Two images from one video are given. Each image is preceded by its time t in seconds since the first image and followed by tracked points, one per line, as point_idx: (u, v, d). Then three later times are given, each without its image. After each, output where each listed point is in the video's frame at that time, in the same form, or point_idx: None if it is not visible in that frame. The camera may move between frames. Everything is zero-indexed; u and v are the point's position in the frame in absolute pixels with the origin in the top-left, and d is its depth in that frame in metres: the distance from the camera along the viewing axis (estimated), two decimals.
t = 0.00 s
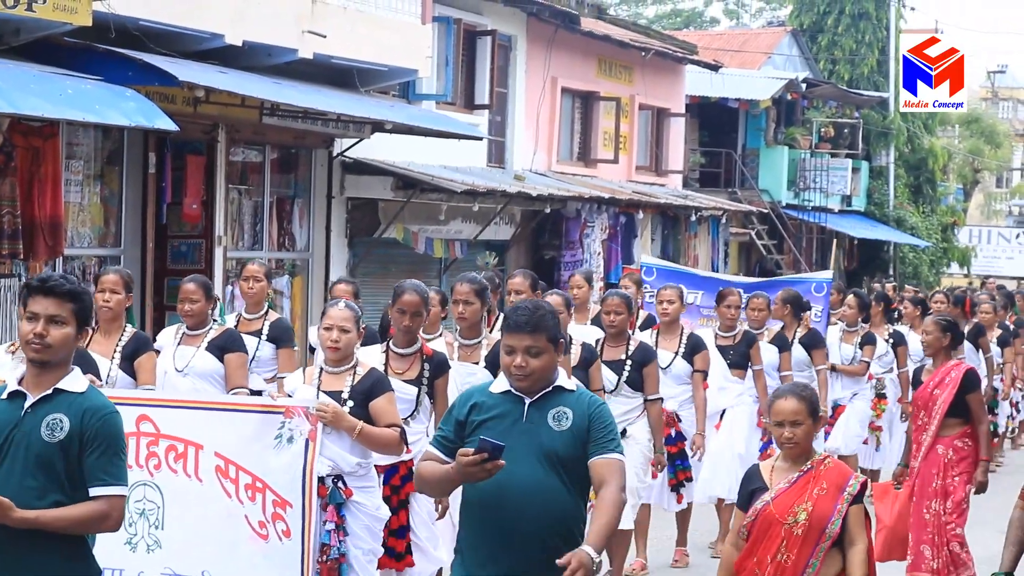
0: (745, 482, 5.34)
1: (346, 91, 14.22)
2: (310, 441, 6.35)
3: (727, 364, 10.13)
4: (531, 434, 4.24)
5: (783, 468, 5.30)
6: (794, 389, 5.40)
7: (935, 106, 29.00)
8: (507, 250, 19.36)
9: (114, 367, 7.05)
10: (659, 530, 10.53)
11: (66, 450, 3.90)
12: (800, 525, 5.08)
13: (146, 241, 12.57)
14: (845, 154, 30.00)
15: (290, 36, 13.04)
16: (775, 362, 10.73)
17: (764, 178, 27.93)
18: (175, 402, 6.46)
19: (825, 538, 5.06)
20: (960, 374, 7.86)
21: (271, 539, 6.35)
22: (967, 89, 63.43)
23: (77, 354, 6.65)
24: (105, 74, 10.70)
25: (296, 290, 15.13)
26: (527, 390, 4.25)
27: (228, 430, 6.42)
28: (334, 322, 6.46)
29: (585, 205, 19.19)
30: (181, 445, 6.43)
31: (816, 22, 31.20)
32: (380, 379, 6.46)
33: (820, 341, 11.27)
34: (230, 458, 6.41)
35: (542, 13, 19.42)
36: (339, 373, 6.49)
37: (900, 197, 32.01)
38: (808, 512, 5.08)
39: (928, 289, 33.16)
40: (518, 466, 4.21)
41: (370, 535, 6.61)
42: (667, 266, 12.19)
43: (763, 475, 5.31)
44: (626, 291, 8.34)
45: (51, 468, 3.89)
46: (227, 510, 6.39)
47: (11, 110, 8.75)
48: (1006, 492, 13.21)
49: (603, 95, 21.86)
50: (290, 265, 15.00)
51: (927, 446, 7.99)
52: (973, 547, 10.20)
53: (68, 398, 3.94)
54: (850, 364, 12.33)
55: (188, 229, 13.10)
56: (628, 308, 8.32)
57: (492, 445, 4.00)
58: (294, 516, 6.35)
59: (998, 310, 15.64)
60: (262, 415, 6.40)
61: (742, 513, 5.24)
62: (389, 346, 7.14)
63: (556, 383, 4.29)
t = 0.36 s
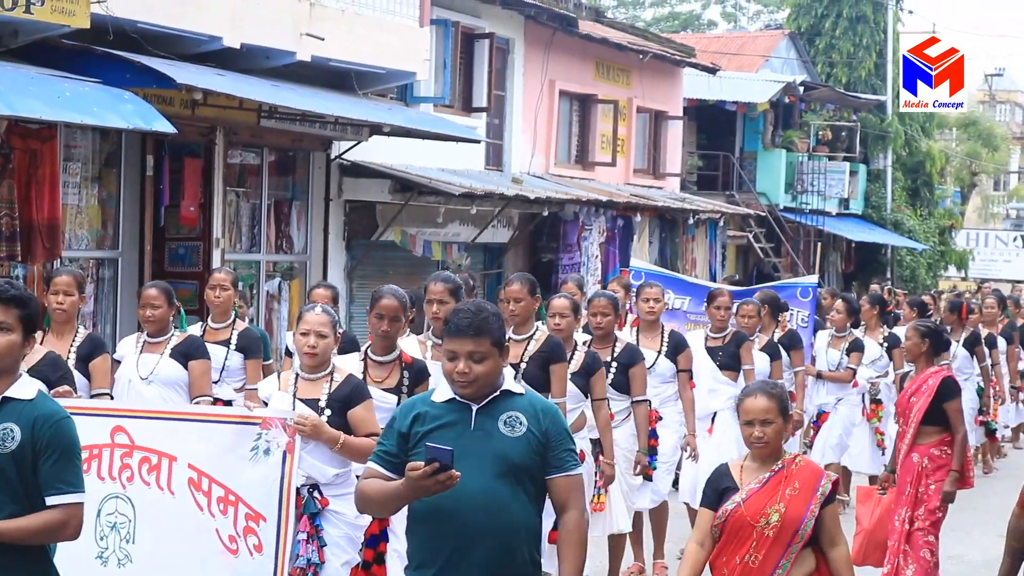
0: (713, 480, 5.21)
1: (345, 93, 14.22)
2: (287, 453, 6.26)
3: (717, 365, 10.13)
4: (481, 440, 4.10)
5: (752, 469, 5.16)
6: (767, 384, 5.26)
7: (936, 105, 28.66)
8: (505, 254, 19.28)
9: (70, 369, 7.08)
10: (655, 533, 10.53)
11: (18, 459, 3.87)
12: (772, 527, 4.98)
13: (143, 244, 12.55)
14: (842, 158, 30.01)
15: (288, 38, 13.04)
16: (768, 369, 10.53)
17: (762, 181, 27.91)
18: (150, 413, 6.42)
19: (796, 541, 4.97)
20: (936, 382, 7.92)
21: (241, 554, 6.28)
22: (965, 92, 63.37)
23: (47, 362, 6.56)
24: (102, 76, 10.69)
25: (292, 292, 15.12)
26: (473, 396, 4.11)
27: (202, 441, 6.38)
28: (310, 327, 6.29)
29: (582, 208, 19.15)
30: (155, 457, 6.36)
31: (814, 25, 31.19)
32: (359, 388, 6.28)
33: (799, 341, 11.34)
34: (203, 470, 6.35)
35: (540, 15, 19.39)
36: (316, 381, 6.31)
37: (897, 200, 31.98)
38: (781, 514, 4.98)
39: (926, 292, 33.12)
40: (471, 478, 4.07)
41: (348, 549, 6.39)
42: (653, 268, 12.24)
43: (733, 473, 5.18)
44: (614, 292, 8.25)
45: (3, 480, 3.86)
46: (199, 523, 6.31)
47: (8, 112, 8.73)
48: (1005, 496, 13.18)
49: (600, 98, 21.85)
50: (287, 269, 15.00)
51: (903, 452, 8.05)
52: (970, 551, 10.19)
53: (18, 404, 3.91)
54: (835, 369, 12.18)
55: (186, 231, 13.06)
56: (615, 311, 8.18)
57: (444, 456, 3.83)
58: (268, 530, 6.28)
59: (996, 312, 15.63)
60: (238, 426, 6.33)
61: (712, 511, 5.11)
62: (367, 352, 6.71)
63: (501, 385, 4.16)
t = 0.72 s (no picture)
0: (711, 492, 4.94)
1: (343, 96, 14.23)
2: (257, 460, 5.93)
3: (697, 371, 9.96)
4: (452, 471, 3.83)
5: (751, 479, 4.88)
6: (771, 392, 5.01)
7: (935, 106, 28.70)
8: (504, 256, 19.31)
9: (45, 376, 7.00)
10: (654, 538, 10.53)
11: None
12: (763, 541, 4.68)
13: (141, 247, 12.56)
14: (841, 161, 30.04)
15: (286, 41, 13.04)
16: (757, 373, 10.41)
17: (760, 184, 27.93)
18: (124, 418, 6.19)
19: (790, 556, 4.67)
20: (907, 386, 7.70)
21: (214, 562, 6.01)
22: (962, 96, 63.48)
23: (13, 362, 6.63)
24: (100, 80, 10.70)
25: (291, 295, 15.13)
26: (449, 422, 3.84)
27: (174, 446, 6.10)
28: (291, 336, 5.92)
29: (581, 211, 19.17)
30: (128, 463, 6.14)
31: (812, 28, 31.23)
32: (337, 397, 5.85)
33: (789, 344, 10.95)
34: (177, 477, 6.08)
35: (538, 18, 19.39)
36: (294, 390, 5.93)
37: (896, 203, 31.98)
38: (774, 527, 4.69)
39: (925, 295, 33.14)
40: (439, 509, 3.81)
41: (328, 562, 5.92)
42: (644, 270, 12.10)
43: (730, 484, 4.91)
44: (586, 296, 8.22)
45: None
46: (173, 530, 6.06)
47: (6, 116, 8.74)
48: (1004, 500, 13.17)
49: (599, 101, 21.87)
50: (286, 272, 15.02)
51: (880, 457, 7.82)
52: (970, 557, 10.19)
53: None
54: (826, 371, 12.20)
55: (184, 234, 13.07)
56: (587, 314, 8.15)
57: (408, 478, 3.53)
58: (239, 539, 5.99)
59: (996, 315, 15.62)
60: (209, 431, 6.04)
61: (705, 522, 4.85)
62: (355, 354, 6.44)
63: (479, 414, 3.90)
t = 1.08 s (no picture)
0: (705, 504, 4.88)
1: (342, 99, 14.23)
2: (228, 475, 5.80)
3: (679, 373, 9.81)
4: (404, 486, 3.61)
5: (745, 491, 4.79)
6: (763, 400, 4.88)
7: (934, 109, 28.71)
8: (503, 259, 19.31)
9: (31, 380, 6.85)
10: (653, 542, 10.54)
11: None
12: (756, 554, 4.59)
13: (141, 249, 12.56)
14: (840, 163, 30.04)
15: (286, 44, 13.05)
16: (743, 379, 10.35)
17: (758, 187, 28.01)
18: (93, 429, 5.94)
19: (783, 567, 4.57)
20: (873, 387, 7.56)
21: None
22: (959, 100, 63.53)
23: None
24: (99, 82, 10.71)
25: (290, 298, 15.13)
26: (399, 433, 3.63)
27: (144, 459, 5.88)
28: (256, 342, 5.91)
29: (579, 214, 19.19)
30: (98, 476, 5.87)
31: (811, 31, 31.25)
32: (309, 404, 5.82)
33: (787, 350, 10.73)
34: (148, 491, 5.86)
35: (536, 21, 19.39)
36: (264, 399, 5.88)
37: (894, 206, 31.96)
38: (766, 539, 4.59)
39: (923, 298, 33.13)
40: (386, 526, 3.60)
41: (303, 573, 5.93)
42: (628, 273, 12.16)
43: (722, 495, 4.84)
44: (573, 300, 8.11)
45: None
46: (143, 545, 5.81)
47: (5, 118, 8.74)
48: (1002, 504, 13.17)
49: (598, 104, 21.88)
50: (285, 275, 15.02)
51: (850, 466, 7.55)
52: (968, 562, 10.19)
53: None
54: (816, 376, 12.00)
55: (183, 237, 13.11)
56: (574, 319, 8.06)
57: (349, 500, 3.37)
58: (207, 556, 5.80)
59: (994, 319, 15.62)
60: (179, 445, 5.85)
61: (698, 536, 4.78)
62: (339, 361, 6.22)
63: (437, 423, 3.67)
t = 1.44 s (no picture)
0: (660, 510, 4.64)
1: (340, 97, 14.24)
2: (184, 468, 5.37)
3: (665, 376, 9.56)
4: (319, 487, 3.25)
5: (704, 494, 4.58)
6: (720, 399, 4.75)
7: (933, 107, 28.75)
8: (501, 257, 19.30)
9: (16, 381, 6.50)
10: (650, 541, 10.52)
11: None
12: (722, 560, 4.36)
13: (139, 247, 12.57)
14: (838, 162, 30.07)
15: (284, 42, 13.05)
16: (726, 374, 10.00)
17: (756, 186, 27.92)
18: (50, 422, 5.54)
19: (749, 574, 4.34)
20: (839, 375, 7.47)
21: None
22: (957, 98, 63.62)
23: None
24: (97, 80, 10.70)
25: (287, 296, 15.12)
26: (313, 431, 3.26)
27: (100, 453, 5.46)
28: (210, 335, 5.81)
29: (578, 212, 19.20)
30: (56, 472, 5.48)
31: (809, 29, 31.30)
32: (263, 395, 5.67)
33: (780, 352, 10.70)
34: (105, 486, 5.45)
35: (535, 19, 19.38)
36: (218, 392, 5.70)
37: (892, 205, 31.99)
38: (731, 545, 4.37)
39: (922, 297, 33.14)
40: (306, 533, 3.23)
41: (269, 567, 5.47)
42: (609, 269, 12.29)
43: (681, 500, 4.62)
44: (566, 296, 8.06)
45: None
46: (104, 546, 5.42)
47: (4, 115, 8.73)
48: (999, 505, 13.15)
49: (596, 102, 21.90)
50: (283, 273, 15.01)
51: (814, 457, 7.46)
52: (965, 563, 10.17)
53: None
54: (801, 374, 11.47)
55: (182, 234, 13.16)
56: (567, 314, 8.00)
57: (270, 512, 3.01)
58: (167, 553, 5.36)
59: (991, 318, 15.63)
60: (133, 438, 5.43)
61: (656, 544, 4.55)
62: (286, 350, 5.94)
63: (351, 416, 3.32)
